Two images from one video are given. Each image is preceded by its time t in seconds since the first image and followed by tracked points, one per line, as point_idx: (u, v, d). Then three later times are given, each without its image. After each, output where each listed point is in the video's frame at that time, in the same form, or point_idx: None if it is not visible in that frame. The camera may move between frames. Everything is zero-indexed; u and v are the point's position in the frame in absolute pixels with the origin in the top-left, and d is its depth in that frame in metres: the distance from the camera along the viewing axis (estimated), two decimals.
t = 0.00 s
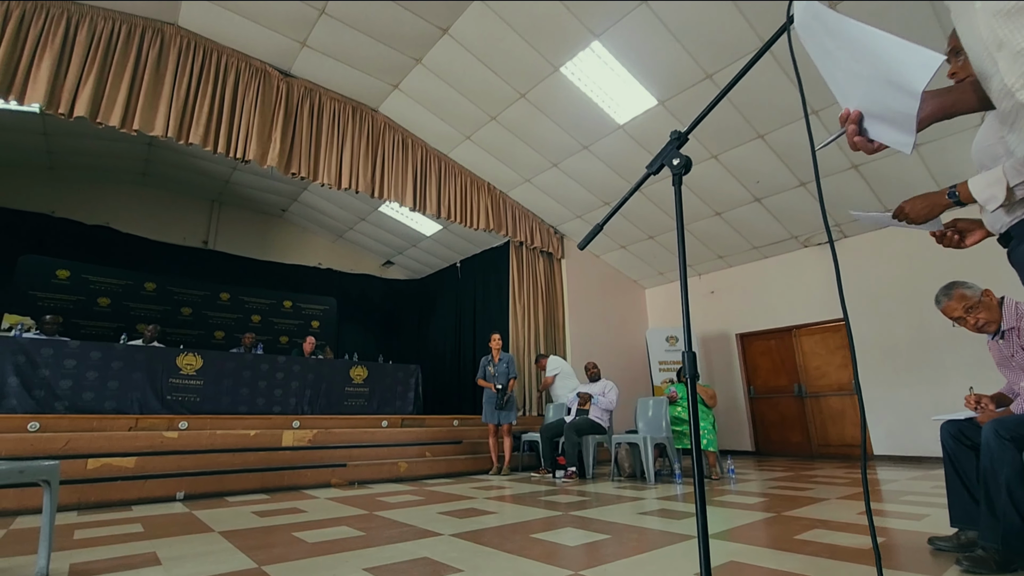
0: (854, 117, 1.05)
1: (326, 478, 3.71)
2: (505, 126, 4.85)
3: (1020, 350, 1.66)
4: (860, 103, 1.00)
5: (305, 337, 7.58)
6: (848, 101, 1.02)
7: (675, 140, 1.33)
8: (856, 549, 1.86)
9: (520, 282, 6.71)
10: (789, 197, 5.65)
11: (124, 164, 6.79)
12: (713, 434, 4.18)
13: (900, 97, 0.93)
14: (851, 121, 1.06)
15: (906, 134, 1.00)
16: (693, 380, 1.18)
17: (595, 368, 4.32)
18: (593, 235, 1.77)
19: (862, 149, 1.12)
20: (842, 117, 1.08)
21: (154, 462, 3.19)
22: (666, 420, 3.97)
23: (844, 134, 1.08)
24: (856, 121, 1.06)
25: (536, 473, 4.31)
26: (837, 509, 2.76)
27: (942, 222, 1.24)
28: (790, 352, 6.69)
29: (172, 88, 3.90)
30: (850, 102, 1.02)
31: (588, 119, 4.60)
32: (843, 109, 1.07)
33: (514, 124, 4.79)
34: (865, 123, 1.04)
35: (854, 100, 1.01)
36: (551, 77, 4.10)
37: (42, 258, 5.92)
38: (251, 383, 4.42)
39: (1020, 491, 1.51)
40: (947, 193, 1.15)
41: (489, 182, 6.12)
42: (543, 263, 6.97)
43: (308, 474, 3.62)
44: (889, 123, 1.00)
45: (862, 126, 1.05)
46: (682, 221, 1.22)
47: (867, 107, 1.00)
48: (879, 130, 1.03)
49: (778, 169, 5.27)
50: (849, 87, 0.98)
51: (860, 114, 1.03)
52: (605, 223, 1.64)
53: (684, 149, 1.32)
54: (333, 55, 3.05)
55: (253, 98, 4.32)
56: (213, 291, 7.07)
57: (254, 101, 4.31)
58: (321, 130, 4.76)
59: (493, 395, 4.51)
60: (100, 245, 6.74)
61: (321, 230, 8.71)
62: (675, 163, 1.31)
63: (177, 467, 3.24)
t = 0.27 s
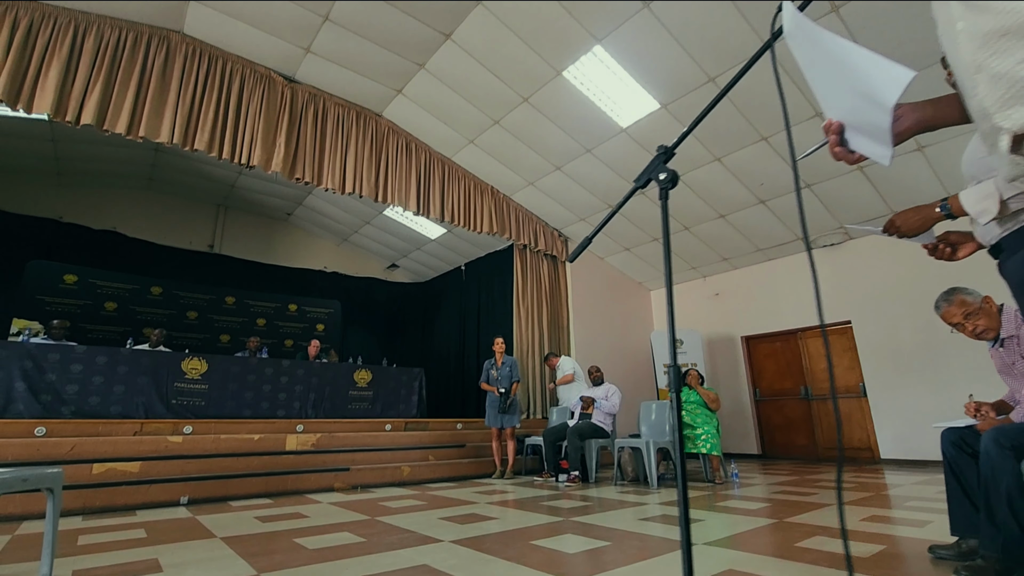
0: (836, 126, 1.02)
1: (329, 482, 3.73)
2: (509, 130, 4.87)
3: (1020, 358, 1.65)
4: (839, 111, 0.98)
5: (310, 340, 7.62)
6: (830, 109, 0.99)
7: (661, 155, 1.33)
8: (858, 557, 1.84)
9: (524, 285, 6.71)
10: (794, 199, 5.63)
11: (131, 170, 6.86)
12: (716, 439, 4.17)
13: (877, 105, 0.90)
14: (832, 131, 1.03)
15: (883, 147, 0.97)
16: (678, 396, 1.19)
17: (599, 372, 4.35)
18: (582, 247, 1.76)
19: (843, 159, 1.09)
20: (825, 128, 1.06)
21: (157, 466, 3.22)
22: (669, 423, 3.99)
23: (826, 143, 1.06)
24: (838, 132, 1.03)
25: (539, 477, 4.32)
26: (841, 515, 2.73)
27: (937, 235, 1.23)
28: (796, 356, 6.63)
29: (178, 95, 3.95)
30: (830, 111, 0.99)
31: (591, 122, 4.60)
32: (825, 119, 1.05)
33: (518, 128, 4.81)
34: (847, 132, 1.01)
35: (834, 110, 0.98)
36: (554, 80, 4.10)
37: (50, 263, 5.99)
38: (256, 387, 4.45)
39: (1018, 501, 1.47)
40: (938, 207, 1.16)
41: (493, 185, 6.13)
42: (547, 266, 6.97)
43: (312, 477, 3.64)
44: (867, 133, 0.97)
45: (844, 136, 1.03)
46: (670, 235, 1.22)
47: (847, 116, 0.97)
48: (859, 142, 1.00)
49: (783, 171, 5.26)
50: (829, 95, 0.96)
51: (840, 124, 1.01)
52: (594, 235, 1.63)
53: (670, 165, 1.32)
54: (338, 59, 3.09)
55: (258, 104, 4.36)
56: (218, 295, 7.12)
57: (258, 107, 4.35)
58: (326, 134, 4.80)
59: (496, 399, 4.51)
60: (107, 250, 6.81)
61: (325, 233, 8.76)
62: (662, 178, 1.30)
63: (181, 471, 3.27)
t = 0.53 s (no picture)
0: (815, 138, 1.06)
1: (330, 483, 3.76)
2: (509, 133, 4.90)
3: (1001, 360, 1.71)
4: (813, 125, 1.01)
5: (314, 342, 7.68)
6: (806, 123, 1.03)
7: (633, 166, 1.49)
8: (848, 559, 1.85)
9: (526, 287, 6.74)
10: (795, 200, 5.65)
11: (136, 175, 6.95)
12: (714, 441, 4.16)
13: (837, 123, 0.93)
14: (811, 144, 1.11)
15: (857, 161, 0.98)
16: (644, 397, 1.26)
17: (598, 373, 4.32)
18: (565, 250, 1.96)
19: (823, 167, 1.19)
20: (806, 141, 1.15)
21: (160, 468, 3.26)
22: (668, 424, 4.01)
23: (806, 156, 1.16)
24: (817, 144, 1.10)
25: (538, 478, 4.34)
26: (834, 515, 2.74)
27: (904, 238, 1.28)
28: (797, 357, 6.69)
29: (181, 101, 4.01)
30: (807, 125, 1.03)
31: (590, 125, 4.64)
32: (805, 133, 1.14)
33: (518, 132, 4.84)
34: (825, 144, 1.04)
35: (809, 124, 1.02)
36: (552, 85, 4.13)
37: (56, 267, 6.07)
38: (258, 389, 4.49)
39: (999, 501, 1.49)
40: (904, 213, 1.18)
41: (494, 188, 6.17)
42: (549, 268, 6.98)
43: (313, 479, 3.68)
44: (838, 147, 0.99)
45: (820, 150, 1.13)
46: (637, 238, 1.37)
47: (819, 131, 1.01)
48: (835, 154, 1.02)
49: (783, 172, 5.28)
50: (803, 111, 1.00)
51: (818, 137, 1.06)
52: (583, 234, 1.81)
53: (640, 175, 1.48)
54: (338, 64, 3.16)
55: (260, 109, 4.42)
56: (222, 298, 7.19)
57: (260, 112, 4.41)
58: (328, 139, 4.86)
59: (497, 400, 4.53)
60: (112, 254, 6.89)
61: (329, 236, 8.84)
62: (632, 188, 1.47)
63: (183, 473, 3.31)
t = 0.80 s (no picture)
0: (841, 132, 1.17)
1: (335, 482, 3.78)
2: (512, 133, 4.89)
3: (1001, 357, 1.79)
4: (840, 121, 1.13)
5: (319, 343, 7.72)
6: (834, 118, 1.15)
7: (634, 161, 1.49)
8: (853, 555, 1.85)
9: (530, 287, 6.75)
10: (800, 199, 5.62)
11: (143, 176, 7.00)
12: (718, 439, 4.13)
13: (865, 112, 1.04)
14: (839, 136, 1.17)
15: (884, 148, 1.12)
16: (646, 392, 1.28)
17: (602, 372, 4.30)
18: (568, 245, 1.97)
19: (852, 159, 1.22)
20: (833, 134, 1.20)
21: (167, 467, 3.29)
22: (672, 423, 4.00)
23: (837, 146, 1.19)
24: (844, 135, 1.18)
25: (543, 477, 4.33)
26: (838, 513, 2.74)
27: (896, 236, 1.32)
28: (802, 356, 6.69)
29: (186, 103, 4.03)
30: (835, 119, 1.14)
31: (594, 124, 4.62)
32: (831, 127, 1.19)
33: (521, 132, 4.84)
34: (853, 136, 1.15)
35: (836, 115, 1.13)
36: (555, 85, 4.12)
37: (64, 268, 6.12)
38: (264, 389, 4.50)
39: (1001, 497, 1.49)
40: (911, 206, 1.19)
41: (498, 188, 6.17)
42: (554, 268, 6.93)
43: (319, 478, 3.69)
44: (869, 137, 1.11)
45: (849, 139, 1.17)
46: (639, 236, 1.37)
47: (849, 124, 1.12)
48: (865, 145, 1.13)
49: (788, 171, 5.26)
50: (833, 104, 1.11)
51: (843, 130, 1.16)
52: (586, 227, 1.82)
53: (643, 169, 1.48)
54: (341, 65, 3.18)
55: (265, 110, 4.45)
56: (228, 299, 7.23)
57: (266, 113, 4.44)
58: (332, 139, 4.88)
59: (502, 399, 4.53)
60: (120, 256, 6.95)
61: (335, 236, 8.87)
62: (635, 183, 1.47)
63: (190, 472, 3.33)
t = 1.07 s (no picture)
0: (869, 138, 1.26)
1: (339, 483, 3.77)
2: (517, 134, 4.88)
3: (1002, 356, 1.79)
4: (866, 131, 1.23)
5: (322, 344, 7.73)
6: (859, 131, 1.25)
7: (638, 161, 1.48)
8: (861, 555, 1.83)
9: (535, 288, 6.74)
10: (805, 201, 5.60)
11: (148, 177, 7.03)
12: (723, 439, 4.09)
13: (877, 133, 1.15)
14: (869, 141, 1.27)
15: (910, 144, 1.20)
16: (650, 387, 1.26)
17: (607, 372, 4.29)
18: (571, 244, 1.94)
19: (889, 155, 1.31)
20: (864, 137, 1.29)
21: (171, 467, 3.29)
22: (676, 424, 3.98)
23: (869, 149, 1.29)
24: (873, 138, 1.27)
25: (547, 478, 4.32)
26: (842, 513, 2.73)
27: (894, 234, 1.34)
28: (806, 357, 6.65)
29: (191, 105, 4.04)
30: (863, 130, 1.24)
31: (598, 126, 4.61)
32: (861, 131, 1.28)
33: (526, 133, 4.83)
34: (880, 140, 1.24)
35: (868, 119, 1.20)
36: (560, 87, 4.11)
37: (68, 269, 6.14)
38: (268, 389, 4.51)
39: (1003, 494, 1.50)
40: (920, 202, 1.20)
41: (502, 190, 6.16)
42: (558, 270, 6.93)
43: (322, 479, 3.68)
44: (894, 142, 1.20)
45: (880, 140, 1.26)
46: (643, 230, 1.35)
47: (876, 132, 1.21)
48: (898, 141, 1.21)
49: (793, 173, 5.24)
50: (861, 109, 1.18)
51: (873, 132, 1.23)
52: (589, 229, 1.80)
53: (646, 169, 1.47)
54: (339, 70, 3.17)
55: (270, 112, 4.46)
56: (233, 300, 7.24)
57: (271, 115, 4.46)
58: (336, 140, 4.89)
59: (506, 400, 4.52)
60: (124, 257, 6.97)
61: (339, 238, 8.89)
62: (638, 183, 1.45)
63: (194, 472, 3.33)
